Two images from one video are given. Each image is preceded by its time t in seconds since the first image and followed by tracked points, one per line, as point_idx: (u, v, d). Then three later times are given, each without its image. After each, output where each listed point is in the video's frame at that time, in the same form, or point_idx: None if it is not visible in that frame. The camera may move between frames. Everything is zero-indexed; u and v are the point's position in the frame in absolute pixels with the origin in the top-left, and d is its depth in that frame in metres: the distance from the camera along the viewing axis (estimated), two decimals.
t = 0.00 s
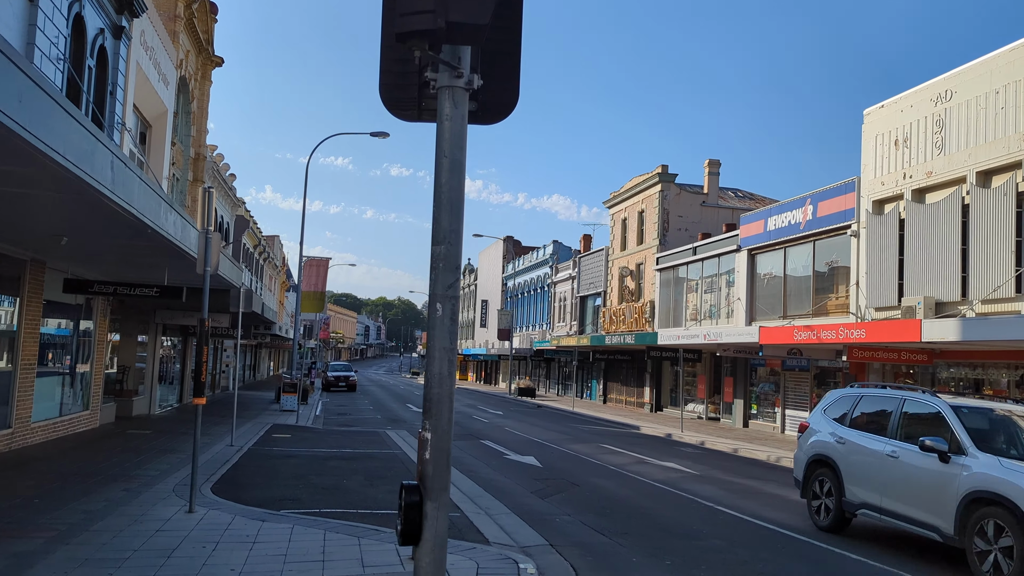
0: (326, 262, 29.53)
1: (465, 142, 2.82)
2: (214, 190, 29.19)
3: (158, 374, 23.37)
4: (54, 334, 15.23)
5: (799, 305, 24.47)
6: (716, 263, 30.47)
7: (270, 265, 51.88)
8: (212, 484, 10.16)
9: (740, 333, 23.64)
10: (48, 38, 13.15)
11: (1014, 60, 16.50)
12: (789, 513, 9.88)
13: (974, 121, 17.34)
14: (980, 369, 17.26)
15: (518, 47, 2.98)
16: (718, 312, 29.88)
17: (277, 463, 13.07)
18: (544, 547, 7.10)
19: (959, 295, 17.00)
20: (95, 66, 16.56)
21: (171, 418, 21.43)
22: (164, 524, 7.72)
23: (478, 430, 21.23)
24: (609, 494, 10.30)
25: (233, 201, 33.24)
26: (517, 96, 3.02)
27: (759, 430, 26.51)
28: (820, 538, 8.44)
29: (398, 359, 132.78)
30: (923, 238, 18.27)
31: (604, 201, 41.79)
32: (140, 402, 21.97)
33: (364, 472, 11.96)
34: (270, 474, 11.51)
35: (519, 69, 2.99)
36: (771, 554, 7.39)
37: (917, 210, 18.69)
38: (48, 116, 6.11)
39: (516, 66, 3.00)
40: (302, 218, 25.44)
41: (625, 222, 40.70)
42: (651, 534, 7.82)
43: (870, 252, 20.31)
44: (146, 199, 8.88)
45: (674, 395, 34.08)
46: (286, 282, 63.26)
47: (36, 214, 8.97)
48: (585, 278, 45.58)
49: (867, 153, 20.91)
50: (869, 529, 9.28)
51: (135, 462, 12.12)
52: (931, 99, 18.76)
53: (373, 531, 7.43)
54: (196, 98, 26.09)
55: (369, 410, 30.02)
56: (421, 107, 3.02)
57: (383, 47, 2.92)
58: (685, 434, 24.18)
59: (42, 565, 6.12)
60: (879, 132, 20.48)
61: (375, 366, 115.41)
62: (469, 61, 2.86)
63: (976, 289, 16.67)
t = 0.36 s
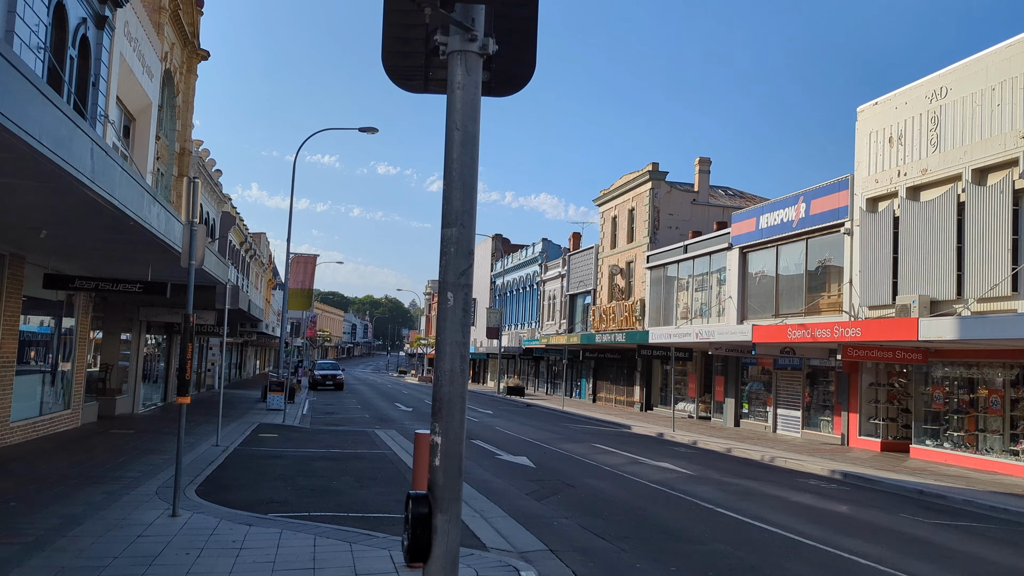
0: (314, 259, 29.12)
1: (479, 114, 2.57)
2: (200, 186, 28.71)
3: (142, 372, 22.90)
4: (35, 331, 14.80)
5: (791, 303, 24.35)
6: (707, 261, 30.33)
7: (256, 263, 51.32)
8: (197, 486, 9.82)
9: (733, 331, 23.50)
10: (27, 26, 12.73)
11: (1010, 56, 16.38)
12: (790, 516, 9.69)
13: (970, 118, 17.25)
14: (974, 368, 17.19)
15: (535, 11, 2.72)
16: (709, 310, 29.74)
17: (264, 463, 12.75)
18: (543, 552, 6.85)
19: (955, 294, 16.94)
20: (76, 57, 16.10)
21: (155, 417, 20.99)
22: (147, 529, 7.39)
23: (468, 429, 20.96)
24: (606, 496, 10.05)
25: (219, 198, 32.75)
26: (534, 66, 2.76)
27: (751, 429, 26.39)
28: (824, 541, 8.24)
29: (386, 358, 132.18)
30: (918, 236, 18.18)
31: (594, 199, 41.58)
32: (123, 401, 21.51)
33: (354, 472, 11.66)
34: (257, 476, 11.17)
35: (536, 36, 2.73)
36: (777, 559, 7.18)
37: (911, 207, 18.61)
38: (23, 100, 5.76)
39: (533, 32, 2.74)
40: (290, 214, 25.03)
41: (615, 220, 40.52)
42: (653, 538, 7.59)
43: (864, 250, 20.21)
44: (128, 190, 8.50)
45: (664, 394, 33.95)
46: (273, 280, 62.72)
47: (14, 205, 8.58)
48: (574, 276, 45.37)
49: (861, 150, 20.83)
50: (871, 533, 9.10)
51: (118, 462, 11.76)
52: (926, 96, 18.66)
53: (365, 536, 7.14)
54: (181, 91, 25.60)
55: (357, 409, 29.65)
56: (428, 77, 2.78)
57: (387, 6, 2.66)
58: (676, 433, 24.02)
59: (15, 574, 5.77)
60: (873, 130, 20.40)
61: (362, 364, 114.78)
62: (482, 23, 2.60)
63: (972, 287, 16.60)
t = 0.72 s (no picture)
0: (303, 258, 28.75)
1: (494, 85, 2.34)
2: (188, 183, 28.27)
3: (128, 371, 22.48)
4: (18, 330, 14.41)
5: (785, 303, 24.22)
6: (699, 261, 30.18)
7: (245, 261, 50.81)
8: (183, 490, 9.50)
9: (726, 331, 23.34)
10: (8, 15, 12.35)
11: (1008, 53, 16.29)
12: (792, 519, 9.51)
13: (967, 116, 17.17)
14: (971, 368, 17.10)
15: None
16: (701, 310, 29.59)
17: (252, 465, 12.43)
18: (544, 559, 6.61)
19: (952, 293, 16.85)
20: (60, 49, 15.69)
21: (141, 418, 20.59)
22: (129, 535, 7.07)
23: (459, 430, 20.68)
24: (605, 499, 9.82)
25: (208, 196, 32.30)
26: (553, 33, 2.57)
27: (743, 429, 26.25)
28: (830, 546, 8.06)
29: (374, 358, 131.55)
30: (914, 235, 18.08)
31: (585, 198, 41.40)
32: (108, 402, 21.09)
33: (346, 475, 11.37)
34: (246, 478, 10.87)
35: None
36: (783, 565, 6.97)
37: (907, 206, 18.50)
38: None
39: None
40: (279, 212, 24.67)
41: (606, 219, 40.35)
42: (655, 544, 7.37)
43: (858, 249, 20.11)
44: (111, 182, 8.17)
45: (656, 394, 33.79)
46: (261, 279, 62.18)
47: None
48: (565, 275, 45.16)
49: (855, 148, 20.73)
50: (876, 537, 8.93)
51: (102, 464, 11.42)
52: (923, 94, 18.57)
53: (358, 543, 6.88)
54: (169, 87, 25.18)
55: (346, 409, 29.31)
56: (436, 44, 2.59)
57: None
58: (670, 434, 23.85)
59: None
60: (868, 128, 20.30)
61: (351, 364, 114.34)
62: None
63: (969, 287, 16.50)
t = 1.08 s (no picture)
0: (294, 258, 28.37)
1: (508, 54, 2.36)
2: (176, 182, 27.82)
3: (115, 374, 22.05)
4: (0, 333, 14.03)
5: (779, 304, 24.07)
6: (693, 261, 30.00)
7: (234, 262, 50.28)
8: (169, 498, 9.18)
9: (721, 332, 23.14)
10: None
11: (1006, 52, 16.17)
12: (795, 526, 9.32)
13: (964, 115, 17.06)
14: (970, 369, 17.02)
15: None
16: (695, 311, 29.41)
17: (240, 471, 12.12)
18: (544, 571, 6.37)
19: (950, 294, 16.73)
20: (44, 44, 15.30)
21: (127, 421, 20.19)
22: (111, 548, 6.76)
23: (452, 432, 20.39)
24: (604, 505, 9.59)
25: (197, 195, 31.85)
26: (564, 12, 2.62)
27: (738, 431, 26.08)
28: (838, 555, 7.85)
29: (365, 358, 130.94)
30: (912, 235, 17.94)
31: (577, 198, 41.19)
32: (94, 405, 20.68)
33: (337, 481, 11.06)
34: (234, 484, 10.57)
35: None
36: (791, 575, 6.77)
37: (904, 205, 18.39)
38: None
39: None
40: (270, 211, 24.26)
41: (599, 220, 40.15)
42: (659, 554, 7.15)
43: (854, 249, 19.99)
44: (94, 179, 7.83)
45: (649, 395, 33.60)
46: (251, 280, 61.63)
47: None
48: (557, 275, 44.90)
49: (851, 148, 20.58)
50: (882, 544, 8.74)
51: (85, 471, 11.07)
52: (919, 93, 18.45)
53: (350, 555, 6.60)
54: (157, 85, 24.75)
55: (337, 411, 28.97)
56: (440, 17, 2.59)
57: None
58: (664, 436, 23.64)
59: None
60: (864, 127, 20.17)
61: (341, 365, 113.62)
62: None
63: (968, 288, 16.39)
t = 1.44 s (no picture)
0: (285, 256, 27.99)
1: None
2: (166, 178, 27.34)
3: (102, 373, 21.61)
4: None
5: (777, 302, 23.87)
6: (689, 259, 29.77)
7: (225, 260, 49.77)
8: (157, 501, 8.86)
9: (718, 330, 22.91)
10: None
11: (1008, 46, 16.01)
12: (802, 527, 9.11)
13: (965, 111, 16.90)
14: (970, 367, 16.86)
15: None
16: (691, 309, 29.20)
17: (231, 472, 11.79)
18: None
19: (951, 292, 16.54)
20: (29, 35, 14.89)
21: (116, 421, 19.80)
22: (95, 554, 6.43)
23: (447, 432, 20.08)
24: (606, 507, 9.33)
25: (187, 193, 31.40)
26: None
27: (735, 431, 25.89)
28: (851, 558, 7.62)
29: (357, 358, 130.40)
30: (913, 232, 17.75)
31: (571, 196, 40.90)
32: (82, 405, 20.27)
33: (331, 482, 10.76)
34: (224, 486, 10.24)
35: None
36: None
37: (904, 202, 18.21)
38: None
39: None
40: (260, 208, 23.86)
41: (593, 218, 39.88)
42: (667, 558, 6.91)
43: (853, 247, 19.81)
44: (77, 168, 7.49)
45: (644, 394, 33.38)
46: (241, 279, 60.99)
47: None
48: (550, 274, 44.61)
49: (849, 144, 20.40)
50: (893, 547, 8.50)
51: (70, 473, 10.73)
52: (919, 88, 18.27)
53: (347, 561, 6.30)
54: (146, 80, 24.29)
55: (329, 411, 28.60)
56: None
57: None
58: (661, 435, 23.41)
59: None
60: (863, 123, 19.97)
61: (332, 364, 112.89)
62: None
63: (970, 285, 16.20)
